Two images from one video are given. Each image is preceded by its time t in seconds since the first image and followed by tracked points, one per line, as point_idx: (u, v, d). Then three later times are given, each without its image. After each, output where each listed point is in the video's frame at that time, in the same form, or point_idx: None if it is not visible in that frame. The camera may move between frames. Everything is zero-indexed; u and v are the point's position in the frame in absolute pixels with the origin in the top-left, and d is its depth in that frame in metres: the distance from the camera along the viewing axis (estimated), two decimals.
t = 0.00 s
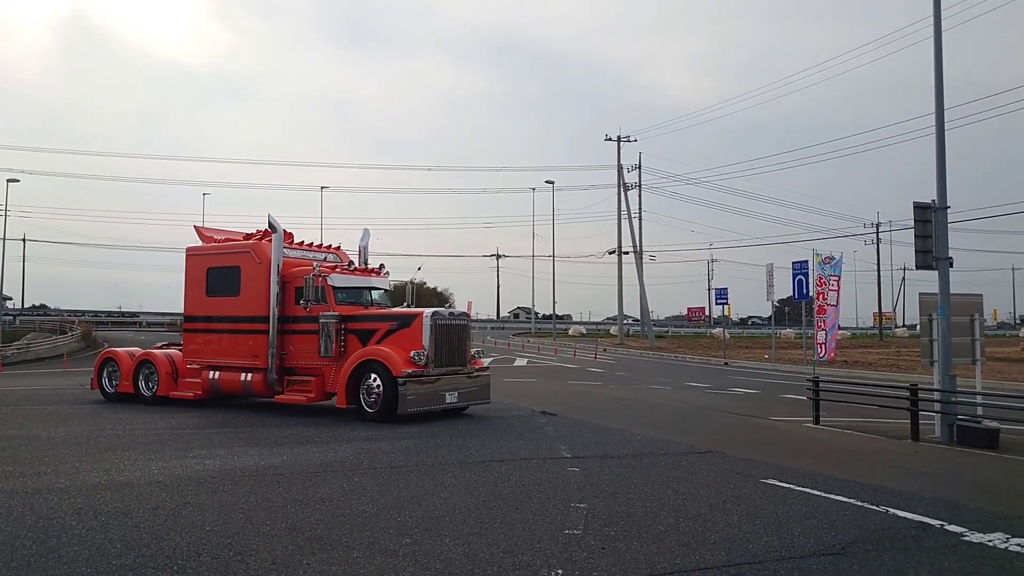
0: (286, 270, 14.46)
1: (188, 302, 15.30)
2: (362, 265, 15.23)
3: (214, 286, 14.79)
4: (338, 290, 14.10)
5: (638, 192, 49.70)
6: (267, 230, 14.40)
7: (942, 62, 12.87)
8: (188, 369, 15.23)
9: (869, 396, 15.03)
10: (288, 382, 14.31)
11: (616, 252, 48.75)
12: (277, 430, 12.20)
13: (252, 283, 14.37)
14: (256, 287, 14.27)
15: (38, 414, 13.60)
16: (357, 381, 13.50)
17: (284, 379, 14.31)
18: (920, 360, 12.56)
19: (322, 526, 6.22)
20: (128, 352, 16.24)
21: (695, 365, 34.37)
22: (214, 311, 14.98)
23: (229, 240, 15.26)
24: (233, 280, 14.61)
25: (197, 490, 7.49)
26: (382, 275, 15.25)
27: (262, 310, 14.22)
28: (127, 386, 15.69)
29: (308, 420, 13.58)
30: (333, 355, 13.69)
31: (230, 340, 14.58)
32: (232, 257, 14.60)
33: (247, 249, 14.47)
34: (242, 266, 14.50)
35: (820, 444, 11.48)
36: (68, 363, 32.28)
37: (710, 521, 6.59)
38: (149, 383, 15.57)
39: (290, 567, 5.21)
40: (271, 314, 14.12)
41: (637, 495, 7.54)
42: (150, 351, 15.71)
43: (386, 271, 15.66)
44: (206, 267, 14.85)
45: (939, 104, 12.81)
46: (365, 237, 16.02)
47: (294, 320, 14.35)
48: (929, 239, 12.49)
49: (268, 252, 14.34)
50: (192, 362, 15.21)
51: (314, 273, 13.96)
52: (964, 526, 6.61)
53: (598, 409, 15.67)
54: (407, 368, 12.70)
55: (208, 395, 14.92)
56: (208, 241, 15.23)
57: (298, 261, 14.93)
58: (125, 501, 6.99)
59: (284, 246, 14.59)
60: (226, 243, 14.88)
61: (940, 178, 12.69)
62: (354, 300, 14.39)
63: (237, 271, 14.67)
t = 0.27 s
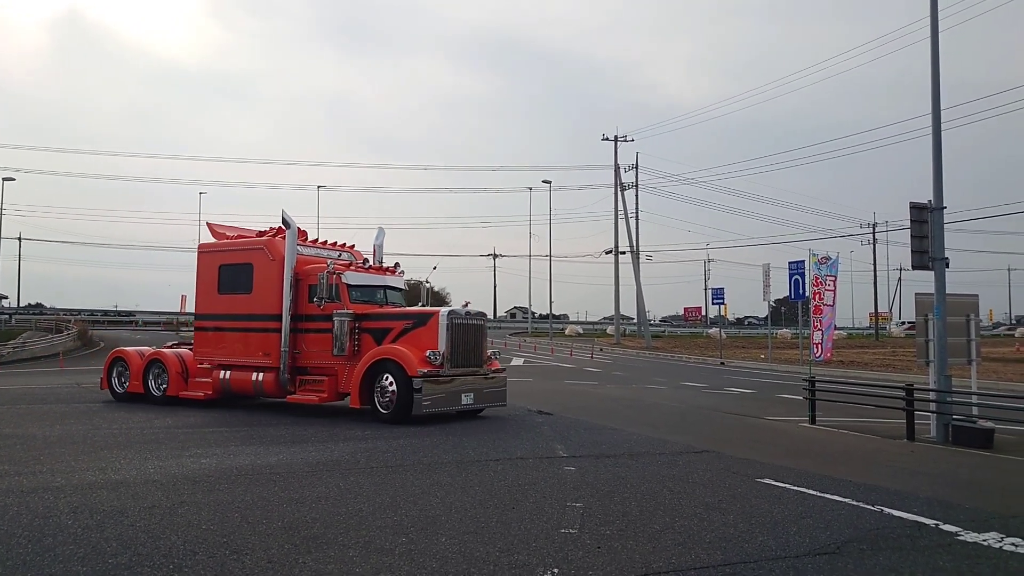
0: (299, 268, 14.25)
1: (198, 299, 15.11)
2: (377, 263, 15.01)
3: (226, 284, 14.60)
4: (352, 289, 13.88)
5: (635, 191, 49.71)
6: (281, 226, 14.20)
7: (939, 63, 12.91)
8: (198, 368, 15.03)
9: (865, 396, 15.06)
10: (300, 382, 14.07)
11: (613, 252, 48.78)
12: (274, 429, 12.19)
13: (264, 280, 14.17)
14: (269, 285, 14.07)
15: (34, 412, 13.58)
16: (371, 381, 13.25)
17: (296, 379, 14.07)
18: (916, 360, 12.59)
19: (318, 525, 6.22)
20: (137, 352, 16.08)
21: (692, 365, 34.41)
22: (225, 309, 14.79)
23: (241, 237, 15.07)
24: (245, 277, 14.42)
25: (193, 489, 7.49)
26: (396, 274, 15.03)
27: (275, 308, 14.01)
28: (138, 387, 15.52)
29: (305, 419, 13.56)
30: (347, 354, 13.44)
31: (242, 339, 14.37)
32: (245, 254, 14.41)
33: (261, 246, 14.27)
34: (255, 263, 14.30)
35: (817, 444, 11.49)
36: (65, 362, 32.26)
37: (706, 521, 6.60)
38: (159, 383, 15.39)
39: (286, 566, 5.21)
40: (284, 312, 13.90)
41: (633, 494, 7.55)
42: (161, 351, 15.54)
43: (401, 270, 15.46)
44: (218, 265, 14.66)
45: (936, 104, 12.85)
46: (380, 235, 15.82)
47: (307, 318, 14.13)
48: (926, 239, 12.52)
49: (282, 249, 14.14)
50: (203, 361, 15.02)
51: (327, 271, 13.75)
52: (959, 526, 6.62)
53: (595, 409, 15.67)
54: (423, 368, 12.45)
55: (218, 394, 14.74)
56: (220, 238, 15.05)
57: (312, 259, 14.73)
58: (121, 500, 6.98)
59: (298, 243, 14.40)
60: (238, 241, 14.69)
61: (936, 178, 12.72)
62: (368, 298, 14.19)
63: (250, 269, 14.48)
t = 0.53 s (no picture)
0: (315, 264, 13.93)
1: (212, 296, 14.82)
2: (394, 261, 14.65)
3: (240, 280, 14.32)
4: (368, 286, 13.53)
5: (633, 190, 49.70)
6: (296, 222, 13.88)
7: (937, 63, 12.91)
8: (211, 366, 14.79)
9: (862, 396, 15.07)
10: (314, 381, 13.74)
11: (611, 251, 48.80)
12: (271, 427, 12.17)
13: (279, 277, 13.84)
14: (283, 282, 13.76)
15: (31, 410, 13.55)
16: (387, 381, 12.89)
17: (311, 378, 13.74)
18: (914, 360, 12.60)
19: (316, 524, 6.21)
20: (150, 350, 15.86)
21: (688, 364, 34.46)
22: (239, 306, 14.49)
23: (256, 232, 14.78)
24: (259, 273, 14.12)
25: (190, 487, 7.48)
26: (414, 271, 14.66)
27: (289, 305, 13.69)
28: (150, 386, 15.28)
29: (303, 417, 13.54)
30: (362, 353, 13.09)
31: (255, 337, 14.08)
32: (259, 250, 14.11)
33: (276, 242, 13.95)
34: (269, 259, 14.00)
35: (814, 443, 11.49)
36: (62, 359, 32.22)
37: (703, 520, 6.61)
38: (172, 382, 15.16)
39: (283, 564, 5.21)
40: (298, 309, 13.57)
41: (631, 494, 7.55)
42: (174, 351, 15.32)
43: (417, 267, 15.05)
44: (232, 261, 14.39)
45: (934, 104, 12.85)
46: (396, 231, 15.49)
47: (322, 316, 13.80)
48: (924, 239, 12.53)
49: (297, 246, 13.80)
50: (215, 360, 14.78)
51: (343, 267, 13.41)
52: (956, 526, 6.63)
53: (593, 408, 15.67)
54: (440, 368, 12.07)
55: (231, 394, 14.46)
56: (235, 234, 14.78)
57: (328, 256, 14.41)
58: (118, 498, 6.97)
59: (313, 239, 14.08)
60: (253, 236, 14.40)
61: (934, 178, 12.73)
62: (385, 296, 13.83)
63: (264, 265, 14.17)
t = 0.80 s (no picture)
0: (331, 262, 13.62)
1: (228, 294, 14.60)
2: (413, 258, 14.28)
3: (256, 278, 14.07)
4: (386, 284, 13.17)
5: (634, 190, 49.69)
6: (312, 218, 13.58)
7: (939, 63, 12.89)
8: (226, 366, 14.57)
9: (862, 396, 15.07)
10: (331, 382, 13.41)
11: (612, 251, 48.78)
12: (272, 426, 12.17)
13: (296, 274, 13.55)
14: (300, 280, 13.46)
15: (32, 408, 13.55)
16: (404, 382, 12.50)
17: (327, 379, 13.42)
18: (915, 361, 12.59)
19: (316, 523, 6.21)
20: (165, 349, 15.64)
21: (688, 364, 34.49)
22: (255, 304, 14.23)
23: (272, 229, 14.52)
24: (275, 271, 13.84)
25: (191, 486, 7.48)
26: (433, 268, 14.28)
27: (305, 304, 13.38)
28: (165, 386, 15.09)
29: (303, 416, 13.53)
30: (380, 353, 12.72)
31: (271, 336, 13.81)
32: (276, 247, 13.84)
33: (292, 239, 13.67)
34: (285, 257, 13.72)
35: (814, 444, 11.50)
36: (62, 357, 32.15)
37: (704, 520, 6.61)
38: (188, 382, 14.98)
39: (284, 563, 5.21)
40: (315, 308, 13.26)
41: (631, 494, 7.55)
42: (189, 350, 15.12)
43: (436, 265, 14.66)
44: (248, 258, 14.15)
45: (935, 104, 12.85)
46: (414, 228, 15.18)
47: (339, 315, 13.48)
48: (925, 240, 12.52)
49: (313, 243, 13.50)
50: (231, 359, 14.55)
51: (359, 264, 13.07)
52: (956, 527, 6.63)
53: (592, 408, 15.69)
54: (459, 368, 11.65)
55: (247, 394, 14.21)
56: (251, 230, 14.54)
57: (344, 253, 14.08)
58: (118, 497, 6.97)
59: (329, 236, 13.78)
60: (269, 233, 14.13)
61: (935, 178, 12.72)
62: (403, 294, 13.45)
63: (280, 262, 13.89)
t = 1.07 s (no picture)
0: (347, 261, 13.29)
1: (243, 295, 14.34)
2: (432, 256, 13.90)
3: (271, 278, 13.79)
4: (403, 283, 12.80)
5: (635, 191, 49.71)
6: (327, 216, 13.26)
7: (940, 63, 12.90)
8: (241, 368, 14.33)
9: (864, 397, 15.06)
10: (348, 384, 13.08)
11: (613, 252, 48.81)
12: (273, 427, 12.17)
13: (311, 273, 13.24)
14: (315, 280, 13.15)
15: (34, 408, 13.57)
16: (423, 385, 12.10)
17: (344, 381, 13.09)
18: (917, 361, 12.58)
19: (318, 523, 6.22)
20: (180, 350, 15.46)
21: (689, 364, 34.52)
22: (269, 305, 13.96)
23: (287, 227, 14.24)
24: (290, 271, 13.55)
25: (193, 486, 7.49)
26: (452, 267, 13.88)
27: (320, 305, 13.05)
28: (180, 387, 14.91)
29: (305, 417, 13.55)
30: (397, 355, 12.35)
31: (286, 337, 13.53)
32: (291, 246, 13.53)
33: (307, 238, 13.35)
34: (300, 256, 13.40)
35: (815, 444, 11.50)
36: (63, 358, 32.19)
37: (704, 521, 6.60)
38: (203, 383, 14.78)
39: (285, 564, 5.22)
40: (330, 309, 12.93)
41: (632, 494, 7.56)
42: (204, 351, 14.92)
43: (456, 263, 14.24)
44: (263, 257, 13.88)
45: (937, 105, 12.85)
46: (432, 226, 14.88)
47: (355, 315, 13.13)
48: (926, 240, 12.51)
49: (328, 241, 13.18)
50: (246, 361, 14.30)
51: (375, 263, 12.74)
52: (958, 528, 6.63)
53: (594, 408, 15.68)
54: (477, 371, 11.20)
55: (262, 397, 13.94)
56: (265, 229, 14.27)
57: (361, 252, 13.76)
58: (120, 497, 6.98)
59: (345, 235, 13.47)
60: (284, 232, 13.82)
61: (937, 179, 12.72)
62: (421, 294, 13.08)
63: (295, 262, 13.58)
